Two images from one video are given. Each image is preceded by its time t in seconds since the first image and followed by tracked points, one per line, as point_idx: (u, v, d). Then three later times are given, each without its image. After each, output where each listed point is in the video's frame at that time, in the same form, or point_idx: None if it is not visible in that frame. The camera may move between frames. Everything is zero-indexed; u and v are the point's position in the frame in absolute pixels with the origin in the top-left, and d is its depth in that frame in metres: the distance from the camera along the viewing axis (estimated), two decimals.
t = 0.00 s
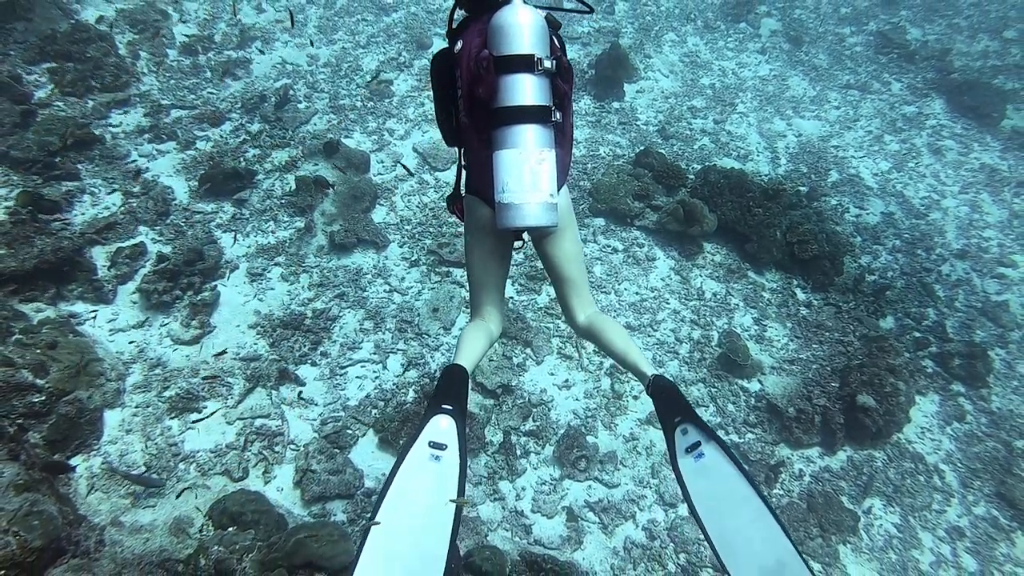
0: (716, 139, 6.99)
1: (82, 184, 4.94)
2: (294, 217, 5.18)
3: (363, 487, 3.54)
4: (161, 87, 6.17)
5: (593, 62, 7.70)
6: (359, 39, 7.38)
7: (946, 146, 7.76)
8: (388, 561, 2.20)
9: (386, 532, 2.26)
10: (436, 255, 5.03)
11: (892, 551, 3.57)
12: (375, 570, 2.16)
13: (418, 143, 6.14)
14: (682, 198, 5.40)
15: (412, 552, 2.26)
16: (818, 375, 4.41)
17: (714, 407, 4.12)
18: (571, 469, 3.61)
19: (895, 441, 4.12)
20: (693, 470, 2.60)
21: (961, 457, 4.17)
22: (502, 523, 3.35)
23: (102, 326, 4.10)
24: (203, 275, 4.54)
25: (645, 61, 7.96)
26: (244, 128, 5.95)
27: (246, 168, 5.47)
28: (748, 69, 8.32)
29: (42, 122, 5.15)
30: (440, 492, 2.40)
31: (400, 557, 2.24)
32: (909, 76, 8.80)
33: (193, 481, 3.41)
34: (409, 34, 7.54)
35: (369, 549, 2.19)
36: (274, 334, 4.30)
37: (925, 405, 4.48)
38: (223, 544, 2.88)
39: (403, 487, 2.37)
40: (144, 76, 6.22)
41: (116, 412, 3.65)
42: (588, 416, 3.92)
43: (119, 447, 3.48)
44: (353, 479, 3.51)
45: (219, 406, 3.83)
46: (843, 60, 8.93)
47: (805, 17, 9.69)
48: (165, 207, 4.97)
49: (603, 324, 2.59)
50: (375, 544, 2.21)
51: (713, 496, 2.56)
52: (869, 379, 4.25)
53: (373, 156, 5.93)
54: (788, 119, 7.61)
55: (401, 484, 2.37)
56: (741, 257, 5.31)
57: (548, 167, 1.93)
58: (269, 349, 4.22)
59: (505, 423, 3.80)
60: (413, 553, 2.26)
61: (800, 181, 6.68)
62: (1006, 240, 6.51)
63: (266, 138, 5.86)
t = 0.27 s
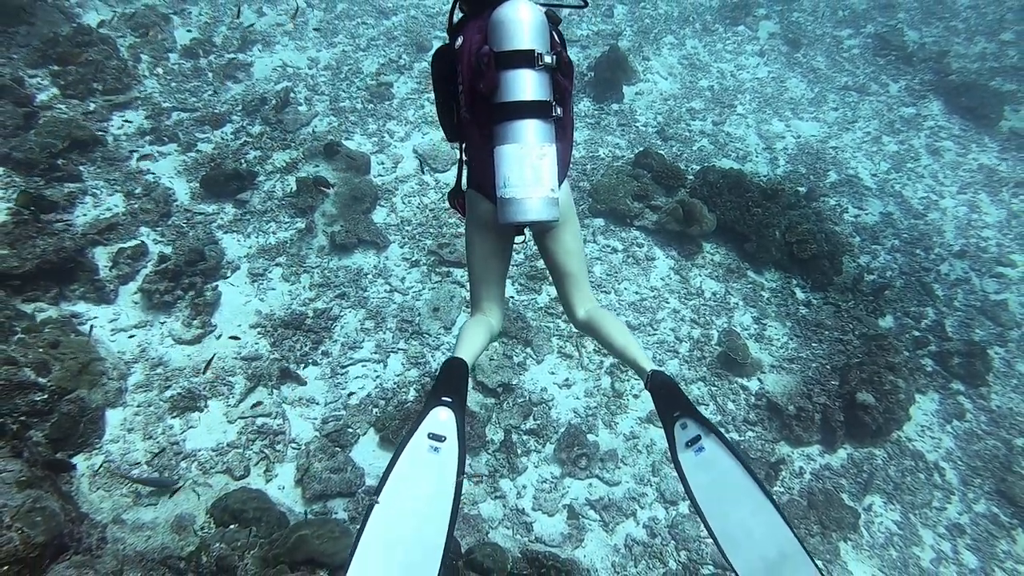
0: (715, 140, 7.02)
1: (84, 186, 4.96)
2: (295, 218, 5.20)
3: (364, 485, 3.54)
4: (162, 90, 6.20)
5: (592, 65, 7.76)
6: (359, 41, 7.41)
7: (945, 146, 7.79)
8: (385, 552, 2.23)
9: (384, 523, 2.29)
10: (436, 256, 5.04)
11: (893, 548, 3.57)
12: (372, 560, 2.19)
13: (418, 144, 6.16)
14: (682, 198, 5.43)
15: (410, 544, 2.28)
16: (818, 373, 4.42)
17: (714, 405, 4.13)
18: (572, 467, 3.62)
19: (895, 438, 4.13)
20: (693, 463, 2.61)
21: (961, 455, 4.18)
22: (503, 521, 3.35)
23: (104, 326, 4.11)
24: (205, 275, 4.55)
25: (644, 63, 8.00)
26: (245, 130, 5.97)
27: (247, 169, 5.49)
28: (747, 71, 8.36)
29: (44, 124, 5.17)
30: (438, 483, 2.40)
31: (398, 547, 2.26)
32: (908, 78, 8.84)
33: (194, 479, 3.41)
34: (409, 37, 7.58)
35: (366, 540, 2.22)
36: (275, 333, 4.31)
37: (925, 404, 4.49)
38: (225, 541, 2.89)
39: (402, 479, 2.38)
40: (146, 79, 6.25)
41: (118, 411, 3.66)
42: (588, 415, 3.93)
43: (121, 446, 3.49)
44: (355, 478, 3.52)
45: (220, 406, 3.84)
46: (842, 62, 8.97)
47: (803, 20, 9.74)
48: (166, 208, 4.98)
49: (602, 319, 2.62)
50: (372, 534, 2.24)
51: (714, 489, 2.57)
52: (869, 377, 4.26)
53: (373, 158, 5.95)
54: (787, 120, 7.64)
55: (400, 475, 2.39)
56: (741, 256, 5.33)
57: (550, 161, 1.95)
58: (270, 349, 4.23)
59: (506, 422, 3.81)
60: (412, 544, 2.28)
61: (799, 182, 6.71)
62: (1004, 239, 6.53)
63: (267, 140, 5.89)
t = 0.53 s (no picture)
0: (715, 142, 7.05)
1: (87, 189, 4.98)
2: (296, 220, 5.22)
3: (366, 485, 3.55)
4: (165, 94, 6.24)
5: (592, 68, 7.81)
6: (360, 46, 7.46)
7: (944, 148, 7.82)
8: (387, 549, 2.23)
9: (385, 519, 2.29)
10: (437, 257, 5.06)
11: (895, 547, 3.57)
12: (374, 556, 2.20)
13: (419, 147, 6.19)
14: (682, 200, 5.45)
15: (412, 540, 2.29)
16: (819, 373, 4.42)
17: (715, 405, 4.14)
18: (574, 466, 3.62)
19: (896, 438, 4.13)
20: (692, 460, 2.62)
21: (963, 455, 4.18)
22: (505, 521, 3.35)
23: (107, 327, 4.13)
24: (207, 277, 4.57)
25: (644, 67, 8.05)
26: (247, 134, 6.01)
27: (249, 172, 5.51)
28: (746, 75, 8.40)
29: (47, 127, 5.20)
30: (440, 479, 2.41)
31: (400, 543, 2.26)
32: (906, 81, 8.88)
33: (197, 479, 3.42)
34: (410, 42, 7.63)
35: (368, 536, 2.23)
36: (277, 335, 4.32)
37: (926, 404, 4.49)
38: (228, 540, 2.89)
39: (404, 475, 2.39)
40: (148, 84, 6.29)
41: (121, 412, 3.67)
42: (590, 415, 3.94)
43: (124, 446, 3.50)
44: (357, 477, 3.53)
45: (222, 406, 3.85)
46: (840, 66, 9.02)
47: (801, 24, 9.79)
48: (168, 211, 5.00)
49: (602, 317, 2.65)
50: (374, 531, 2.24)
51: (712, 485, 2.58)
52: (869, 376, 4.26)
53: (375, 160, 5.98)
54: (786, 123, 7.68)
55: (401, 471, 2.40)
56: (741, 257, 5.34)
57: (551, 157, 1.96)
58: (272, 350, 4.24)
59: (507, 422, 3.82)
60: (413, 540, 2.29)
61: (799, 184, 6.73)
62: (1004, 240, 6.55)
63: (269, 143, 5.92)
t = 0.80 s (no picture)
0: (716, 144, 7.07)
1: (90, 191, 5.01)
2: (298, 221, 5.24)
3: (369, 484, 3.56)
4: (167, 97, 6.28)
5: (592, 70, 7.84)
6: (361, 49, 7.50)
7: (944, 149, 7.83)
8: (390, 544, 2.23)
9: (390, 514, 2.30)
10: (439, 258, 5.08)
11: (897, 545, 3.56)
12: (378, 552, 2.20)
13: (420, 149, 6.22)
14: (683, 200, 5.46)
15: (416, 536, 2.29)
16: (820, 372, 4.43)
17: (717, 404, 4.14)
18: (576, 465, 3.63)
19: (898, 437, 4.13)
20: (691, 456, 2.63)
21: (965, 453, 4.17)
22: (507, 519, 3.35)
23: (111, 328, 4.14)
24: (210, 278, 4.59)
25: (644, 69, 8.08)
26: (249, 136, 6.03)
27: (251, 174, 5.54)
28: (746, 77, 8.43)
29: (51, 130, 5.24)
30: (445, 474, 2.42)
31: (404, 539, 2.27)
32: (907, 82, 8.90)
33: (200, 478, 3.43)
34: (411, 45, 7.67)
35: (372, 531, 2.23)
36: (280, 335, 4.34)
37: (928, 402, 4.49)
38: (231, 537, 2.89)
39: (408, 471, 2.40)
40: (151, 87, 6.33)
41: (124, 411, 3.69)
42: (592, 414, 3.94)
43: (127, 446, 3.52)
44: (360, 476, 3.53)
45: (225, 406, 3.86)
46: (841, 67, 9.04)
47: (801, 26, 9.83)
48: (171, 212, 5.03)
49: (604, 312, 2.68)
50: (378, 526, 2.25)
51: (710, 481, 2.59)
52: (871, 375, 4.26)
53: (377, 162, 6.00)
54: (787, 124, 7.69)
55: (406, 467, 2.41)
56: (742, 257, 5.35)
57: (554, 152, 1.98)
58: (274, 350, 4.25)
59: (509, 421, 3.82)
60: (417, 536, 2.29)
61: (799, 184, 6.74)
62: (1005, 240, 6.55)
63: (271, 146, 5.95)
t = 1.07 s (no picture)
0: (716, 147, 7.10)
1: (93, 195, 5.04)
2: (300, 224, 5.26)
3: (371, 485, 3.56)
4: (170, 102, 6.32)
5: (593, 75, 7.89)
6: (363, 54, 7.55)
7: (944, 153, 7.86)
8: (395, 544, 2.25)
9: (394, 514, 2.31)
10: (441, 261, 5.10)
11: (901, 547, 3.56)
12: (383, 551, 2.21)
13: (422, 153, 6.25)
14: (683, 203, 5.48)
15: (421, 535, 2.30)
16: (822, 373, 4.43)
17: (719, 406, 4.14)
18: (578, 467, 3.63)
19: (900, 438, 4.12)
20: (691, 454, 2.63)
21: (968, 455, 4.17)
22: (510, 520, 3.35)
23: (114, 330, 4.16)
24: (212, 280, 4.61)
25: (644, 74, 8.12)
26: (251, 140, 6.07)
27: (253, 177, 5.57)
28: (746, 81, 8.47)
29: (54, 135, 5.28)
30: (450, 473, 2.44)
31: (409, 539, 2.28)
32: (906, 86, 8.94)
33: (202, 480, 3.44)
34: (412, 50, 7.72)
35: (378, 531, 2.24)
36: (282, 337, 4.35)
37: (930, 404, 4.48)
38: (234, 538, 2.91)
39: (413, 471, 2.40)
40: (154, 93, 6.38)
41: (126, 414, 3.70)
42: (593, 416, 3.94)
43: (130, 447, 3.52)
44: (362, 478, 3.54)
45: (227, 408, 3.87)
46: (840, 72, 9.08)
47: (801, 31, 9.88)
48: (174, 216, 5.06)
49: (606, 309, 2.66)
50: (384, 527, 2.25)
51: (710, 479, 2.59)
52: (873, 376, 4.26)
53: (378, 166, 6.03)
54: (787, 128, 7.73)
55: (411, 467, 2.41)
56: (743, 259, 5.36)
57: (556, 149, 2.00)
58: (276, 352, 4.26)
59: (511, 423, 3.83)
60: (423, 536, 2.30)
61: (799, 188, 6.76)
62: (1006, 243, 6.56)
63: (273, 150, 5.99)
